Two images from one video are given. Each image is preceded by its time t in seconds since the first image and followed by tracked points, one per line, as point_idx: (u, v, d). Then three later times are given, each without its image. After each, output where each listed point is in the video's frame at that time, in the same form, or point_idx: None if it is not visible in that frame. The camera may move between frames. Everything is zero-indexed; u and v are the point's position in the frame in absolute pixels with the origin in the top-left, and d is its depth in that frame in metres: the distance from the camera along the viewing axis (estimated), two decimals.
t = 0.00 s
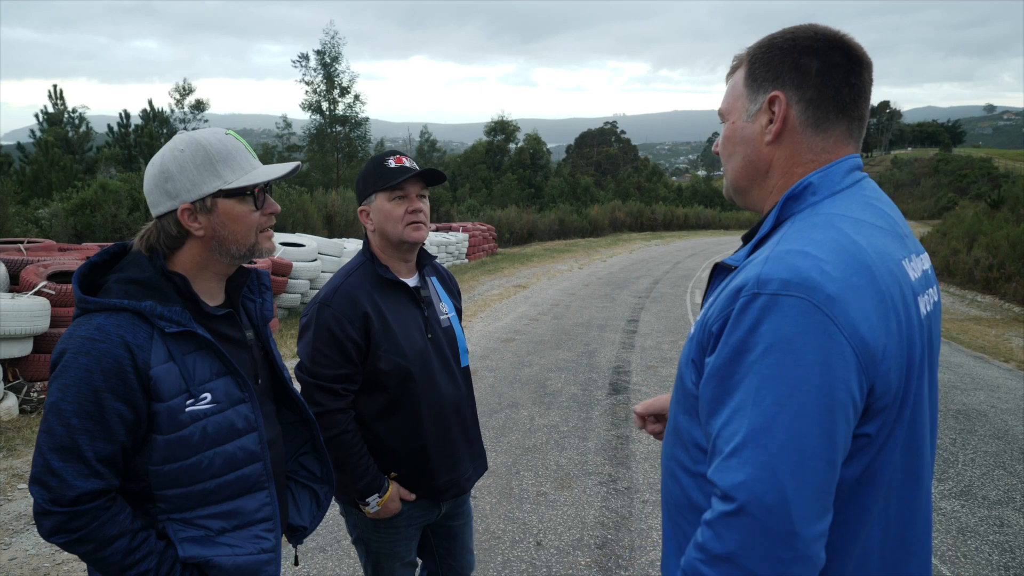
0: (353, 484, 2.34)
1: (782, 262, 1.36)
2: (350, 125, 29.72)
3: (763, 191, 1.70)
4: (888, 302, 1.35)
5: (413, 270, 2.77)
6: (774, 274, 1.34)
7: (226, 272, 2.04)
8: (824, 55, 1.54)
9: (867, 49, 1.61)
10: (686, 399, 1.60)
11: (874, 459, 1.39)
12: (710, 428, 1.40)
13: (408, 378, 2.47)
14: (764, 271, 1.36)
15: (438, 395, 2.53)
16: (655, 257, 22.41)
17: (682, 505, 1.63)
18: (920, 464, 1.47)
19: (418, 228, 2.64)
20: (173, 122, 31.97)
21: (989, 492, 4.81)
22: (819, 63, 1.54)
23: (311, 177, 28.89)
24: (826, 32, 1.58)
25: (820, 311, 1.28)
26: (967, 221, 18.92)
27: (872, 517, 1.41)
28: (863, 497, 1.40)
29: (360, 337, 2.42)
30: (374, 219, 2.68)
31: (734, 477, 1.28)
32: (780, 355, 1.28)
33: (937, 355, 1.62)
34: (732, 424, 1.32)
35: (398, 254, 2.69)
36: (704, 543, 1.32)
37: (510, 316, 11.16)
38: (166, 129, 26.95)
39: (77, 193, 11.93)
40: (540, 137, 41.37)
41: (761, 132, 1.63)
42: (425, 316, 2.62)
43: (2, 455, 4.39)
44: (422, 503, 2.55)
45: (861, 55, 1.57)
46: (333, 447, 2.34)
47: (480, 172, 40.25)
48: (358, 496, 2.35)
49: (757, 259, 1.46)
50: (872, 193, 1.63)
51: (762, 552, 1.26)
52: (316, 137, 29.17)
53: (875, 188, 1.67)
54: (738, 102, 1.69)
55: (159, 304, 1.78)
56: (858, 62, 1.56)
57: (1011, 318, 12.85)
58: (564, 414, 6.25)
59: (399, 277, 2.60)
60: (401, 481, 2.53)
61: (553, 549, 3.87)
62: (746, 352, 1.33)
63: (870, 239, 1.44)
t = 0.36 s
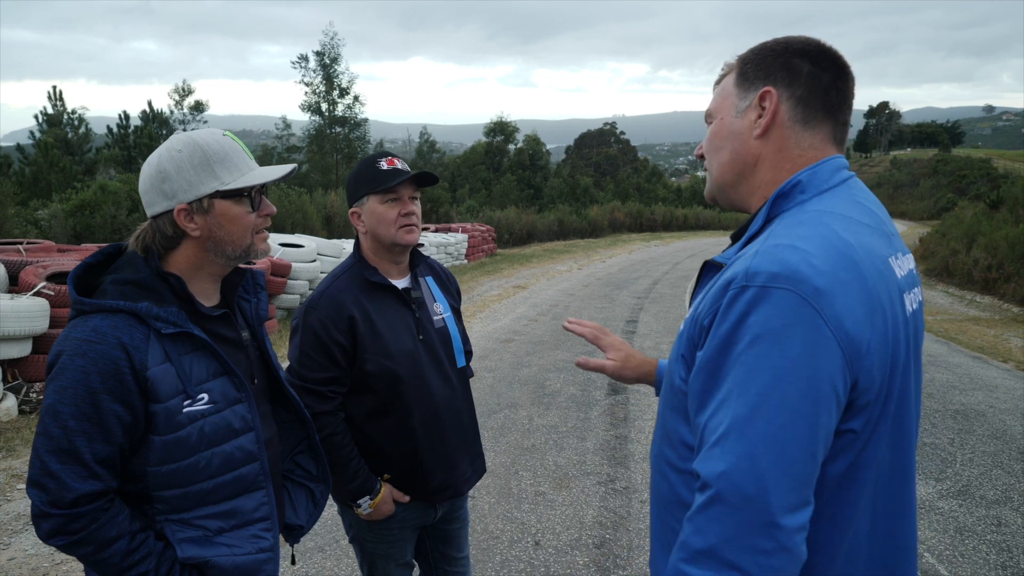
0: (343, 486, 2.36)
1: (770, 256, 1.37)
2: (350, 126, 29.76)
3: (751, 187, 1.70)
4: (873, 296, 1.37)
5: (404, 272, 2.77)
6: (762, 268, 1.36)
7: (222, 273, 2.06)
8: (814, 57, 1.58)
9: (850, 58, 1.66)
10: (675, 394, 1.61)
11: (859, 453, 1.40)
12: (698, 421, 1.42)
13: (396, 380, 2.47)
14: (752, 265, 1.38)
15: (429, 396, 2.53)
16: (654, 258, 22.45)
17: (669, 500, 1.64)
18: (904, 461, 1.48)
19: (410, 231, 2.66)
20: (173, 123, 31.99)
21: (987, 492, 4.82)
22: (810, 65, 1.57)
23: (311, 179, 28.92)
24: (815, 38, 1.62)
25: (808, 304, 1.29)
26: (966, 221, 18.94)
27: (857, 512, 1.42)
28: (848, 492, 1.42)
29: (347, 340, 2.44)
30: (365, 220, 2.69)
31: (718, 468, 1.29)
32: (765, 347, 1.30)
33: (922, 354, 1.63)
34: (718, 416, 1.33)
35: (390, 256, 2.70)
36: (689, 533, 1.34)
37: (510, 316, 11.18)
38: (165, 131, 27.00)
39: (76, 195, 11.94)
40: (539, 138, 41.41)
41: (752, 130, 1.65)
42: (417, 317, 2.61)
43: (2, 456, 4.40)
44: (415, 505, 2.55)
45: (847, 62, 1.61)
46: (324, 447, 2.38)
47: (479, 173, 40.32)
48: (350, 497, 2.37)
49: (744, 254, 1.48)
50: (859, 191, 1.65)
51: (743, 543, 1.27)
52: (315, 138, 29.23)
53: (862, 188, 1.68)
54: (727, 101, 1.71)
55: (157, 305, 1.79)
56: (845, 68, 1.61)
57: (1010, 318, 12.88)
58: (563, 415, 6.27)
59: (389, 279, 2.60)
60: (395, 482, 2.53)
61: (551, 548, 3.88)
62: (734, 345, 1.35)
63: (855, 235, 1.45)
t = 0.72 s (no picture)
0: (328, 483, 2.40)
1: (764, 253, 1.39)
2: (349, 127, 29.79)
3: (735, 187, 1.73)
4: (867, 292, 1.38)
5: (400, 273, 2.76)
6: (757, 265, 1.37)
7: (213, 272, 2.07)
8: (800, 53, 1.57)
9: (836, 51, 1.65)
10: (667, 391, 1.62)
11: (851, 448, 1.42)
12: (691, 416, 1.43)
13: (382, 379, 2.49)
14: (746, 261, 1.40)
15: (417, 397, 2.53)
16: (654, 258, 22.49)
17: (660, 498, 1.65)
18: (893, 456, 1.50)
19: (406, 233, 2.67)
20: (172, 123, 32.03)
21: (985, 492, 4.84)
22: (793, 64, 1.57)
23: (311, 179, 28.95)
24: (800, 32, 1.61)
25: (802, 300, 1.31)
26: (966, 222, 18.98)
27: (848, 507, 1.44)
28: (840, 486, 1.43)
29: (334, 337, 2.46)
30: (362, 221, 2.71)
31: (710, 461, 1.31)
32: (759, 342, 1.31)
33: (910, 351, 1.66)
34: (710, 410, 1.35)
35: (386, 257, 2.71)
36: (681, 527, 1.35)
37: (509, 317, 11.16)
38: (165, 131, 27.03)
39: (76, 195, 11.95)
40: (539, 138, 41.43)
41: (735, 129, 1.66)
42: (410, 319, 2.60)
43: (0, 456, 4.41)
44: (400, 506, 2.57)
45: (833, 57, 1.61)
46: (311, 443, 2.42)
47: (479, 174, 40.39)
48: (332, 494, 2.39)
49: (736, 251, 1.49)
50: (847, 190, 1.67)
51: (735, 536, 1.28)
52: (315, 138, 29.27)
53: (848, 187, 1.71)
54: (712, 97, 1.72)
55: (149, 305, 1.81)
56: (829, 65, 1.60)
57: (1010, 318, 12.90)
58: (561, 415, 6.28)
59: (381, 280, 2.60)
60: (381, 483, 2.55)
61: (548, 548, 3.90)
62: (727, 339, 1.36)
63: (848, 233, 1.47)
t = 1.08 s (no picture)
0: (324, 483, 2.41)
1: (765, 255, 1.40)
2: (353, 127, 29.88)
3: (744, 187, 1.74)
4: (868, 295, 1.39)
5: (397, 274, 2.78)
6: (758, 267, 1.38)
7: (209, 272, 2.09)
8: (809, 51, 1.58)
9: (847, 49, 1.66)
10: (668, 391, 1.64)
11: (852, 450, 1.43)
12: (691, 417, 1.45)
13: (379, 378, 2.51)
14: (747, 263, 1.41)
15: (413, 397, 2.55)
16: (657, 258, 22.48)
17: (661, 497, 1.67)
18: (894, 458, 1.51)
19: (403, 233, 2.68)
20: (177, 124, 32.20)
21: (988, 494, 4.83)
22: (802, 61, 1.58)
23: (315, 180, 29.04)
24: (811, 29, 1.62)
25: (803, 302, 1.32)
26: (971, 223, 18.92)
27: (848, 509, 1.45)
28: (840, 489, 1.44)
29: (330, 337, 2.49)
30: (360, 222, 2.73)
31: (707, 461, 1.32)
32: (759, 343, 1.32)
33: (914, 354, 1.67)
34: (709, 411, 1.36)
35: (384, 257, 2.73)
36: (679, 526, 1.37)
37: (511, 318, 11.17)
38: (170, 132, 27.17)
39: (81, 196, 12.03)
40: (543, 139, 41.46)
41: (744, 128, 1.67)
42: (407, 320, 2.62)
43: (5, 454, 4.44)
44: (396, 506, 2.59)
45: (843, 56, 1.62)
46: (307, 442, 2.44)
47: (483, 175, 40.45)
48: (328, 493, 2.42)
49: (737, 253, 1.51)
50: (851, 193, 1.68)
51: (732, 536, 1.30)
52: (319, 139, 29.37)
53: (854, 189, 1.71)
54: (722, 96, 1.73)
55: (144, 305, 1.83)
56: (839, 62, 1.60)
57: (1015, 320, 12.85)
58: (563, 415, 6.29)
59: (379, 280, 2.62)
60: (376, 483, 2.57)
61: (548, 548, 3.91)
62: (728, 341, 1.37)
63: (850, 236, 1.48)
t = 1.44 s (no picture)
0: (330, 482, 2.43)
1: (775, 254, 1.40)
2: (363, 127, 30.05)
3: (752, 188, 1.74)
4: (877, 292, 1.39)
5: (402, 273, 2.79)
6: (768, 265, 1.38)
7: (215, 272, 2.11)
8: (815, 50, 1.57)
9: (851, 47, 1.65)
10: (677, 390, 1.64)
11: (863, 448, 1.42)
12: (702, 416, 1.45)
13: (385, 378, 2.52)
14: (756, 262, 1.41)
15: (419, 396, 2.56)
16: (668, 258, 22.40)
17: (671, 498, 1.67)
18: (904, 456, 1.51)
19: (406, 233, 2.70)
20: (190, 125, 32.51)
21: (999, 497, 4.78)
22: (808, 61, 1.57)
23: (325, 180, 29.21)
24: (815, 30, 1.62)
25: (813, 300, 1.32)
26: (986, 224, 18.73)
27: (860, 507, 1.44)
28: (851, 487, 1.43)
29: (336, 337, 2.50)
30: (363, 222, 2.75)
31: (721, 461, 1.32)
32: (770, 342, 1.32)
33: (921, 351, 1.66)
34: (721, 410, 1.36)
35: (389, 257, 2.74)
36: (693, 527, 1.37)
37: (521, 318, 11.17)
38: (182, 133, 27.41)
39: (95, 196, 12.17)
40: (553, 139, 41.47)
41: (751, 130, 1.67)
42: (412, 320, 2.63)
43: (17, 452, 4.50)
44: (402, 505, 2.61)
45: (849, 55, 1.61)
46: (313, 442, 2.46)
47: (493, 176, 40.50)
48: (334, 493, 2.43)
49: (747, 251, 1.51)
50: (859, 191, 1.68)
51: (746, 536, 1.30)
52: (330, 139, 29.54)
53: (861, 188, 1.71)
54: (728, 98, 1.73)
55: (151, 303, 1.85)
56: (845, 60, 1.60)
57: None
58: (571, 416, 6.30)
59: (385, 280, 2.64)
60: (383, 483, 2.58)
61: (555, 548, 3.91)
62: (739, 339, 1.37)
63: (859, 234, 1.48)
